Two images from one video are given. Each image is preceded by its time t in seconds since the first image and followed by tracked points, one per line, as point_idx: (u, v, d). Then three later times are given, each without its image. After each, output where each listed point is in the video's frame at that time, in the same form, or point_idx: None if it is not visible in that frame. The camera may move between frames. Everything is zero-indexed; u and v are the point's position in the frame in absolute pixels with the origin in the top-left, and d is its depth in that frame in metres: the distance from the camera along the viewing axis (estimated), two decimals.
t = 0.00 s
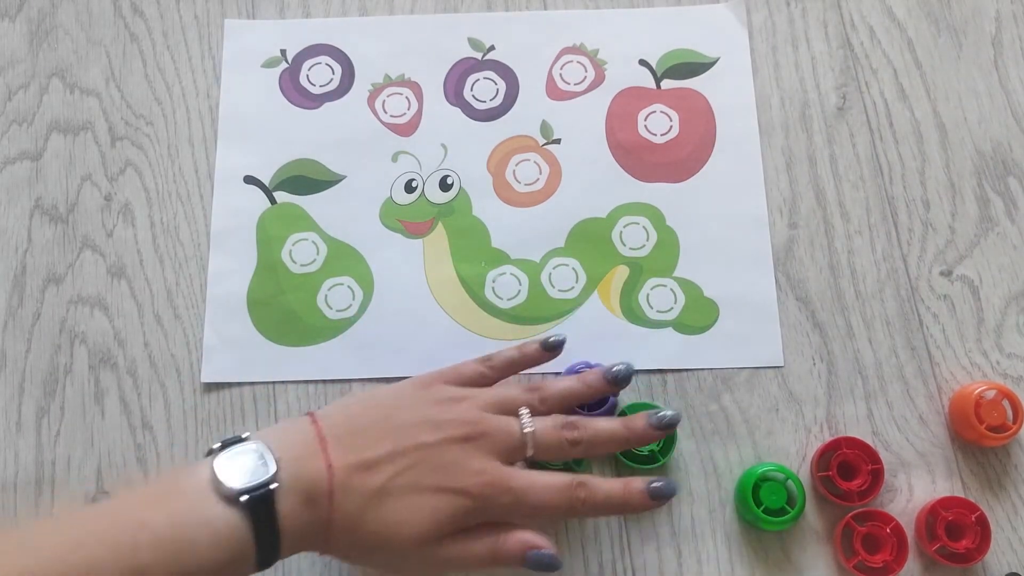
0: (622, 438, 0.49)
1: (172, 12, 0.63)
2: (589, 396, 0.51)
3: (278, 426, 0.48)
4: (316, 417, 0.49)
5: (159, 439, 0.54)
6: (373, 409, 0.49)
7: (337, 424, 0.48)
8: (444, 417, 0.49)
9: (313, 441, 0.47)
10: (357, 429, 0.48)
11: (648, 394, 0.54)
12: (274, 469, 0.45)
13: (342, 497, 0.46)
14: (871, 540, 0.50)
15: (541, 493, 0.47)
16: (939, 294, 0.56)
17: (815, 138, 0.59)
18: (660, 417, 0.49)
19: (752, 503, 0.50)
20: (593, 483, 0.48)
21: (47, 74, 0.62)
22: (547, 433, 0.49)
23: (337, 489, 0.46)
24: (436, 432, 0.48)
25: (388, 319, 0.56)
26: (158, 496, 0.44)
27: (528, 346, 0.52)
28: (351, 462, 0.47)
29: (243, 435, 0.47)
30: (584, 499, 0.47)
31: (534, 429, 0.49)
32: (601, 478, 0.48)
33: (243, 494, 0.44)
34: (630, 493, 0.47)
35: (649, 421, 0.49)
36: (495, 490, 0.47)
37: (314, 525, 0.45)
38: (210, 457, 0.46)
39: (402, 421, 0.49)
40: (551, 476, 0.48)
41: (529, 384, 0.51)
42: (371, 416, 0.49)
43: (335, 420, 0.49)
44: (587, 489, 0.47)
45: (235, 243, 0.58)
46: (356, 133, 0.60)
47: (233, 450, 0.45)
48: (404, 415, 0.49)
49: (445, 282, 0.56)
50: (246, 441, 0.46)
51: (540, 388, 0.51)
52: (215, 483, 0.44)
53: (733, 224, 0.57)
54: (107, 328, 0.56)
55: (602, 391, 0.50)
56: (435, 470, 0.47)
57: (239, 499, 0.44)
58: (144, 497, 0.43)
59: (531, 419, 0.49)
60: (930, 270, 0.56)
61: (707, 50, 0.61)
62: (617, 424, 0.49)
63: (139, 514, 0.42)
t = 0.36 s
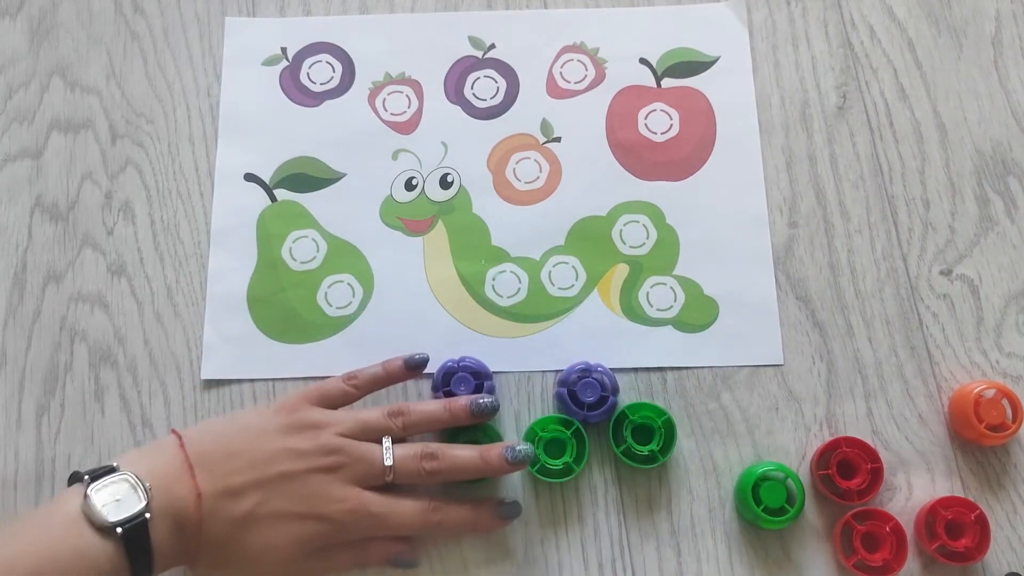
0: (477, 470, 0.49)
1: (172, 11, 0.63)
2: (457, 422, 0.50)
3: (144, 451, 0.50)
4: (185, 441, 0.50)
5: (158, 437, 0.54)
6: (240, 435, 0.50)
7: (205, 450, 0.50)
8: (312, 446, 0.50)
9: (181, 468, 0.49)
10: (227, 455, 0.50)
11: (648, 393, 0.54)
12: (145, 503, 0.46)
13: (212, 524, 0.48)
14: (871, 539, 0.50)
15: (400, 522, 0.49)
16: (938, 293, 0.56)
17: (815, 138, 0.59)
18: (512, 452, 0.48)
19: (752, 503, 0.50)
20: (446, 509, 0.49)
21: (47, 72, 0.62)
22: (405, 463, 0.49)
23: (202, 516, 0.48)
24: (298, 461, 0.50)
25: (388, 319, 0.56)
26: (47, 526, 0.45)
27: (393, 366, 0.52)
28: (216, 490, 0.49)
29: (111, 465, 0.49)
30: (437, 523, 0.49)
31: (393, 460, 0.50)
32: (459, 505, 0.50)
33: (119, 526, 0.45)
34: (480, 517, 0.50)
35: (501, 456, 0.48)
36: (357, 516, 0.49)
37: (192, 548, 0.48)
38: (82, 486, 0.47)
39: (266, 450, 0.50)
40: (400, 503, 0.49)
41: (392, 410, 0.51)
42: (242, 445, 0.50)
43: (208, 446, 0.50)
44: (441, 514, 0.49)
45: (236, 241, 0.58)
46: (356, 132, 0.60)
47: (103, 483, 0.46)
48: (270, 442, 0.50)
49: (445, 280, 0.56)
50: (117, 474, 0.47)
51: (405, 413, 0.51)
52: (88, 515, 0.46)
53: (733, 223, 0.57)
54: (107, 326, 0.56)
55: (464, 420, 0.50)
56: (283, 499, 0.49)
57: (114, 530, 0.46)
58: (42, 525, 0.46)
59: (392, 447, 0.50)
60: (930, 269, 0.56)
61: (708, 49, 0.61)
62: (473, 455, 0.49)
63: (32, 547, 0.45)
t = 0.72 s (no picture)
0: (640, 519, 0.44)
1: (172, 12, 0.63)
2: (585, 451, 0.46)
3: (274, 441, 0.46)
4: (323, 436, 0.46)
5: (158, 439, 0.54)
6: (364, 436, 0.46)
7: (331, 448, 0.45)
8: (438, 458, 0.46)
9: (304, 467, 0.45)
10: (354, 460, 0.45)
11: (648, 393, 0.54)
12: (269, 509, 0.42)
13: (333, 533, 0.44)
14: (871, 540, 0.50)
15: (526, 565, 0.44)
16: (939, 294, 0.56)
17: (815, 138, 0.59)
18: (663, 503, 0.44)
19: (752, 503, 0.50)
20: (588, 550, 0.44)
21: (47, 74, 0.62)
22: (547, 495, 0.45)
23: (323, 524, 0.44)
24: (430, 474, 0.45)
25: (388, 320, 0.55)
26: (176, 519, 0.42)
27: (536, 377, 0.47)
28: (341, 498, 0.44)
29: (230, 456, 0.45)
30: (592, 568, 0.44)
31: (532, 492, 0.45)
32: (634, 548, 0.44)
33: (240, 528, 0.42)
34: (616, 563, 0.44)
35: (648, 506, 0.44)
36: (475, 545, 0.44)
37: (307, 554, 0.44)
38: (205, 476, 0.44)
39: (395, 457, 0.46)
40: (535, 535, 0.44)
41: (535, 429, 0.46)
42: (354, 446, 0.46)
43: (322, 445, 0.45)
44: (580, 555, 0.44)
45: (235, 243, 0.58)
46: (356, 133, 0.60)
47: (229, 479, 0.43)
48: (370, 444, 0.46)
49: (445, 264, 0.56)
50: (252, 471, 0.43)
51: (547, 437, 0.46)
52: (210, 512, 0.42)
53: (734, 224, 0.57)
54: (107, 328, 0.56)
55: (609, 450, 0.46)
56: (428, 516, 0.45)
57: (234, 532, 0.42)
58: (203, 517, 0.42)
59: (531, 473, 0.46)
60: (930, 270, 0.56)
61: (709, 38, 0.61)
62: (619, 497, 0.45)
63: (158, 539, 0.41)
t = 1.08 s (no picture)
0: (745, 509, 0.48)
1: (172, 12, 0.63)
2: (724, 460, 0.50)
3: (434, 417, 0.48)
4: (483, 417, 0.48)
5: (158, 439, 0.54)
6: (529, 420, 0.49)
7: (506, 427, 0.48)
8: (606, 446, 0.49)
9: (475, 448, 0.47)
10: (522, 441, 0.48)
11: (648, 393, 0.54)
12: (436, 486, 0.44)
13: (489, 510, 0.47)
14: (871, 540, 0.50)
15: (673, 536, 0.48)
16: (939, 294, 0.56)
17: (815, 138, 0.59)
18: (783, 500, 0.48)
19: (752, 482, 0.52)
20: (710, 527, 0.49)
21: (47, 74, 0.62)
22: (684, 485, 0.48)
23: (481, 501, 0.47)
24: (594, 464, 0.48)
25: (388, 320, 0.55)
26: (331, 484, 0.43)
27: (685, 404, 0.50)
28: (501, 479, 0.47)
29: (391, 426, 0.47)
30: (696, 538, 0.49)
31: (677, 484, 0.48)
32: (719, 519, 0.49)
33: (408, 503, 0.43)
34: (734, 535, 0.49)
35: (771, 502, 0.48)
36: (639, 528, 0.48)
37: (458, 528, 0.47)
38: (379, 446, 0.45)
39: (560, 442, 0.49)
40: (670, 515, 0.48)
41: (673, 434, 0.50)
42: (529, 425, 0.49)
43: (506, 426, 0.48)
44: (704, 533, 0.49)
45: (235, 243, 0.58)
46: (355, 133, 0.60)
47: (401, 454, 0.44)
48: (552, 433, 0.49)
49: (445, 264, 0.56)
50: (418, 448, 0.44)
51: (683, 441, 0.50)
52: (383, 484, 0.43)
53: (734, 224, 0.57)
54: (107, 328, 0.56)
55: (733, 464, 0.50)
56: (577, 497, 0.48)
57: (403, 505, 0.43)
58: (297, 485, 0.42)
59: (672, 468, 0.49)
60: (930, 270, 0.56)
61: (709, 38, 0.61)
62: (743, 491, 0.48)
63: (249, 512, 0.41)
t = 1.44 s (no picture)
0: (762, 442, 0.47)
1: (171, 12, 0.63)
2: (727, 391, 0.48)
3: (427, 421, 0.45)
4: (475, 412, 0.46)
5: (158, 440, 0.54)
6: (522, 409, 0.46)
7: (502, 424, 0.45)
8: (608, 421, 0.46)
9: (473, 449, 0.44)
10: (520, 432, 0.45)
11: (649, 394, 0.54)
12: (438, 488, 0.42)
13: (501, 504, 0.44)
14: (871, 540, 0.50)
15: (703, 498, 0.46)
16: (939, 294, 0.56)
17: (815, 138, 0.59)
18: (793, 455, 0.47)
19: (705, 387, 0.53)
20: (737, 473, 0.46)
21: (47, 74, 0.62)
22: (696, 435, 0.46)
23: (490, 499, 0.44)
24: (598, 443, 0.46)
25: (388, 320, 0.55)
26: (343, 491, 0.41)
27: (674, 338, 0.49)
28: (505, 471, 0.44)
29: (390, 434, 0.45)
30: (727, 490, 0.46)
31: (687, 438, 0.46)
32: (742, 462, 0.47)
33: (411, 507, 0.41)
34: (766, 472, 0.46)
35: (786, 424, 0.47)
36: (664, 496, 0.45)
37: (475, 527, 0.45)
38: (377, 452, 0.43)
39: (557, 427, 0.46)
40: (689, 475, 0.46)
41: (674, 383, 0.48)
42: (523, 414, 0.46)
43: (501, 420, 0.46)
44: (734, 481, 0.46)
45: (235, 243, 0.58)
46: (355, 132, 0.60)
47: (400, 458, 0.42)
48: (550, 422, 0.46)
49: (445, 264, 0.56)
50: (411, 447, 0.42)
51: (686, 387, 0.48)
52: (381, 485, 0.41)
53: (734, 224, 0.57)
54: (107, 329, 0.56)
55: (738, 391, 0.49)
56: (592, 481, 0.45)
57: (406, 510, 0.41)
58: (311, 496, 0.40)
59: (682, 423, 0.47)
60: (930, 270, 0.56)
61: (709, 38, 0.61)
62: (755, 422, 0.47)
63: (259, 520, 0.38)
